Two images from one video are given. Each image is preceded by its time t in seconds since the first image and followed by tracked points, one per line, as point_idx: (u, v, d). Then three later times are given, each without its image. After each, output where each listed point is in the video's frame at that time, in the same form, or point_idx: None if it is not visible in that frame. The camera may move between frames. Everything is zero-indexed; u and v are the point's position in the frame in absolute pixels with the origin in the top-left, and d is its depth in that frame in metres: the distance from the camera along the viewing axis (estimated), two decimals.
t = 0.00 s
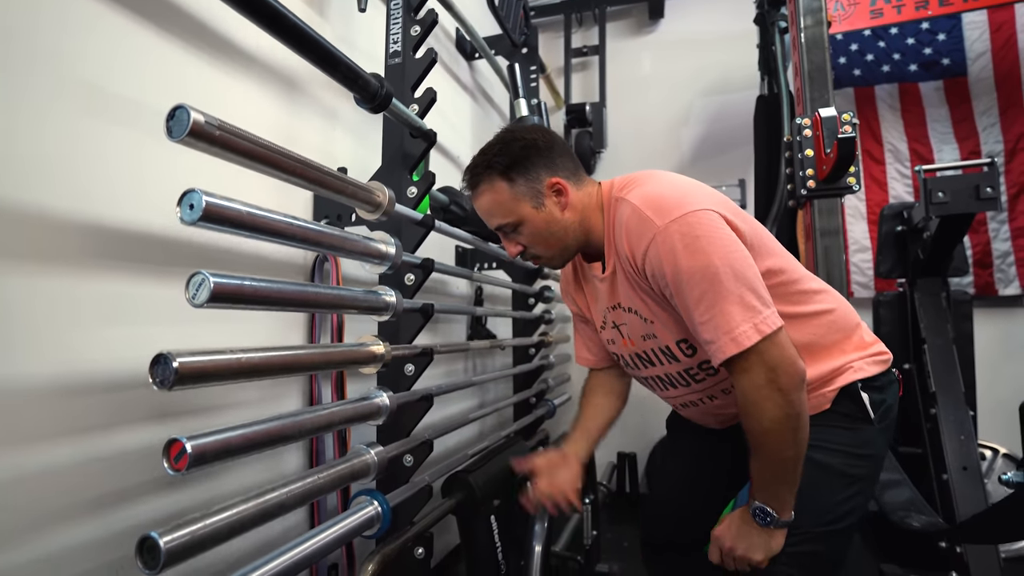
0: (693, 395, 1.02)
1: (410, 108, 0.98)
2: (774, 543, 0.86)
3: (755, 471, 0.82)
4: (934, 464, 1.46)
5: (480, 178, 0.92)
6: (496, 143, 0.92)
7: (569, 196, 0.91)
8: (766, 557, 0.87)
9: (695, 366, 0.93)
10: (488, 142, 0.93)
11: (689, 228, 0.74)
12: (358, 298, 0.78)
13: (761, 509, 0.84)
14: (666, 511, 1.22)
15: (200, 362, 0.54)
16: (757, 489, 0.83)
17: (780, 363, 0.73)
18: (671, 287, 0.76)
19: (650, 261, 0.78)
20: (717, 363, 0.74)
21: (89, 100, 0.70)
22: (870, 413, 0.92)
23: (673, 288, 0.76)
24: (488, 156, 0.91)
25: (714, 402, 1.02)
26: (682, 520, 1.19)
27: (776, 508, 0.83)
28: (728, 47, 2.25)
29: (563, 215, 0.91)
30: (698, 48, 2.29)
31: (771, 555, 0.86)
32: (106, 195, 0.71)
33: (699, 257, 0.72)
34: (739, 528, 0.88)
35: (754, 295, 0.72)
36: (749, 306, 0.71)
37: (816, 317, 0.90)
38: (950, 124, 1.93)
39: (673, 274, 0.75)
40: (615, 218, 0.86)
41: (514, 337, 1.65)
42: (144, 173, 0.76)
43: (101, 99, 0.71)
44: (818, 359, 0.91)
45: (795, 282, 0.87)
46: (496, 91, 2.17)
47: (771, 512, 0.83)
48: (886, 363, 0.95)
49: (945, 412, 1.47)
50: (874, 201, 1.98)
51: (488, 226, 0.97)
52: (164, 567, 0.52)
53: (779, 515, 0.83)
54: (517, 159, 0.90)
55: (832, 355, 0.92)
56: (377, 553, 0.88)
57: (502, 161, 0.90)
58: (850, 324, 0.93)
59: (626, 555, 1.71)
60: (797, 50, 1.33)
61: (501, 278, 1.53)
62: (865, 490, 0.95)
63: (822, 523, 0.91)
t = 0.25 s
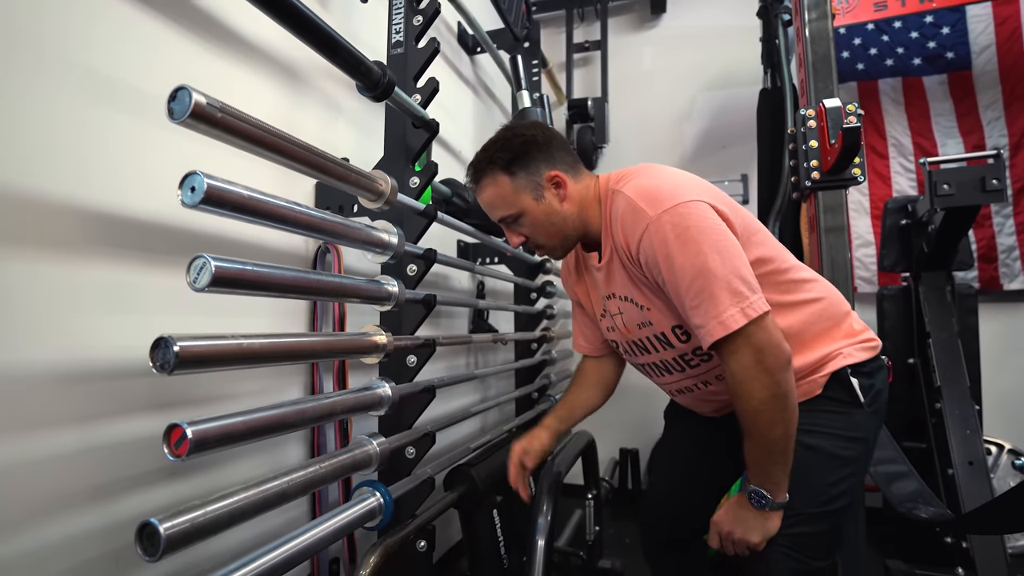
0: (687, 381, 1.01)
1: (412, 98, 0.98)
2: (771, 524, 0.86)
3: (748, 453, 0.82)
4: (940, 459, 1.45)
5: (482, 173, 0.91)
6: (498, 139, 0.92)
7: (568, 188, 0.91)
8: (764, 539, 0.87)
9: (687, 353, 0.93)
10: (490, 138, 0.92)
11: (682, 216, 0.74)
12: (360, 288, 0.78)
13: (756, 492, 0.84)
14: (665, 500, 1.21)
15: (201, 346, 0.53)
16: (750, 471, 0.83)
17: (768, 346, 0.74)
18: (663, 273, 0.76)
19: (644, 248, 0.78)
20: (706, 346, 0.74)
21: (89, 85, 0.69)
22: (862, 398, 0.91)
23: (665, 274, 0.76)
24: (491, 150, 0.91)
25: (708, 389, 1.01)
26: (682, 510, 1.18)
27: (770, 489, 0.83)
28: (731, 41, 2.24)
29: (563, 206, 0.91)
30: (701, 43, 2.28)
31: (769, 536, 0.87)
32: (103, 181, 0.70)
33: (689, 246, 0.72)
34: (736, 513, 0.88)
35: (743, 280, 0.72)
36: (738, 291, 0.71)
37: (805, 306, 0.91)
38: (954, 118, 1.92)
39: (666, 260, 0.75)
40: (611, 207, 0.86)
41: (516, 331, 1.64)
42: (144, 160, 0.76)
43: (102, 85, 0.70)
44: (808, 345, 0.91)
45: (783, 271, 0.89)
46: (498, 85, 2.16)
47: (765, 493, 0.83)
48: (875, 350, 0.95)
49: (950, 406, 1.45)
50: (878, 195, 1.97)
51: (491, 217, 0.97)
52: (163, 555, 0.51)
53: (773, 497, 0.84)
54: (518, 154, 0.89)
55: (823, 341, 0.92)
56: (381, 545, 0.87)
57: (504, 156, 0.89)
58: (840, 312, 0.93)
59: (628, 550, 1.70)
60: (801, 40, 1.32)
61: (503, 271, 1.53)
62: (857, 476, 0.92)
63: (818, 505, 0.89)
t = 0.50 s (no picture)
0: (680, 365, 1.00)
1: (415, 90, 0.96)
2: (758, 493, 0.89)
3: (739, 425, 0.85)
4: (947, 457, 1.44)
5: (498, 146, 0.89)
6: (512, 118, 0.91)
7: (577, 169, 0.91)
8: (751, 508, 0.89)
9: (682, 337, 0.92)
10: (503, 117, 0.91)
11: (689, 204, 0.76)
12: (363, 279, 0.77)
13: (743, 462, 0.87)
14: (660, 489, 1.17)
15: (201, 336, 0.52)
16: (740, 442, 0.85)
17: (770, 326, 0.76)
18: (671, 257, 0.78)
19: (651, 234, 0.80)
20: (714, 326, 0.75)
21: (90, 74, 0.68)
22: (842, 385, 0.94)
23: (673, 258, 0.77)
24: (505, 127, 0.90)
25: (701, 373, 1.00)
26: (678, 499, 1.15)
27: (757, 460, 0.85)
28: (734, 37, 2.23)
29: (571, 186, 0.91)
30: (705, 40, 2.26)
31: (756, 505, 0.89)
32: (104, 171, 0.69)
33: (700, 232, 0.74)
34: (725, 484, 0.91)
35: (748, 264, 0.74)
36: (744, 273, 0.73)
37: (790, 296, 0.95)
38: (960, 114, 1.91)
39: (674, 245, 0.76)
40: (615, 194, 0.87)
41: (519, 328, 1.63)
42: (145, 151, 0.75)
43: (104, 74, 0.70)
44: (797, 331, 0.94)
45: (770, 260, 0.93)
46: (500, 81, 2.15)
47: (752, 464, 0.86)
48: (854, 340, 0.99)
49: (957, 403, 1.44)
50: (882, 192, 1.96)
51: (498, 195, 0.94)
52: (162, 549, 0.50)
53: (760, 467, 0.86)
54: (532, 132, 0.89)
55: (807, 331, 0.96)
56: (382, 542, 0.86)
57: (519, 132, 0.88)
58: (822, 304, 0.98)
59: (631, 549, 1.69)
60: (807, 34, 1.30)
61: (506, 268, 1.52)
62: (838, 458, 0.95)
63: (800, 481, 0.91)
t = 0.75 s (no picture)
0: (686, 362, 0.99)
1: (417, 82, 0.95)
2: (750, 478, 0.90)
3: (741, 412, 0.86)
4: (955, 455, 1.43)
5: (509, 140, 0.85)
6: (522, 112, 0.90)
7: (588, 165, 0.90)
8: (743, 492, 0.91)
9: (692, 333, 0.92)
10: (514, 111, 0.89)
11: (704, 191, 0.78)
12: (364, 272, 0.75)
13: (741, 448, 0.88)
14: (664, 485, 1.15)
15: (198, 327, 0.51)
16: (740, 428, 0.86)
17: (787, 314, 0.77)
18: (687, 245, 0.78)
19: (667, 222, 0.80)
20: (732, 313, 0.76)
21: (86, 61, 0.66)
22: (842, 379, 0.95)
23: (690, 246, 0.78)
24: (517, 119, 0.87)
25: (707, 371, 0.99)
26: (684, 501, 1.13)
27: (755, 447, 0.87)
28: (738, 33, 2.21)
29: (582, 181, 0.89)
30: (708, 35, 2.24)
31: (748, 490, 0.90)
32: (101, 160, 0.68)
33: (719, 217, 0.75)
34: (719, 467, 0.91)
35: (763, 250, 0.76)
36: (761, 259, 0.75)
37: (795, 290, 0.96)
38: (966, 109, 1.89)
39: (691, 232, 0.77)
40: (626, 187, 0.88)
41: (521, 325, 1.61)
42: (143, 141, 0.73)
43: (101, 62, 0.68)
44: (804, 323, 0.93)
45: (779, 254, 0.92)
46: (502, 77, 2.13)
47: (749, 451, 0.87)
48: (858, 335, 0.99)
49: (965, 401, 1.42)
50: (888, 187, 1.94)
51: (506, 192, 0.90)
52: (158, 546, 0.49)
53: (757, 454, 0.87)
54: (545, 125, 0.87)
55: (814, 324, 0.96)
56: (384, 540, 0.84)
57: (533, 125, 0.86)
58: (826, 297, 0.98)
59: (634, 547, 1.68)
60: (814, 26, 1.29)
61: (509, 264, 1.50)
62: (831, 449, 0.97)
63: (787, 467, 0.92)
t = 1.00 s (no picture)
0: (712, 369, 0.99)
1: (423, 72, 0.94)
2: (779, 484, 0.89)
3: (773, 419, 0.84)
4: (964, 452, 1.42)
5: (534, 148, 0.82)
6: (541, 117, 0.85)
7: (611, 172, 0.88)
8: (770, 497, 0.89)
9: (723, 340, 0.92)
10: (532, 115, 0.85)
11: (743, 207, 0.75)
12: (371, 264, 0.74)
13: (774, 455, 0.86)
14: (669, 480, 1.13)
15: (201, 313, 0.50)
16: (773, 435, 0.85)
17: (826, 329, 0.77)
18: (726, 265, 0.76)
19: (704, 240, 0.78)
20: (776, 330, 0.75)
21: (86, 46, 0.65)
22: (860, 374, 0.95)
23: (730, 265, 0.76)
24: (539, 125, 0.83)
25: (731, 375, 1.00)
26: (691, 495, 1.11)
27: (787, 455, 0.85)
28: (743, 28, 2.19)
29: (606, 191, 0.87)
30: (712, 31, 2.23)
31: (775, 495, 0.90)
32: (103, 148, 0.67)
33: (758, 236, 0.73)
34: (750, 472, 0.89)
35: (802, 265, 0.75)
36: (803, 276, 0.74)
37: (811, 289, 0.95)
38: (974, 104, 1.89)
39: (731, 252, 0.75)
40: (653, 199, 0.85)
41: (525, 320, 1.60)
42: (144, 129, 0.72)
43: (102, 47, 0.67)
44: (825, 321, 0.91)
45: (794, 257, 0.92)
46: (505, 73, 2.12)
47: (783, 458, 0.86)
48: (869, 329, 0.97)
49: (975, 397, 1.40)
50: (895, 183, 1.94)
51: (525, 204, 0.86)
52: (161, 536, 0.48)
53: (789, 461, 0.86)
54: (569, 130, 0.84)
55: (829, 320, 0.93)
56: (390, 535, 0.83)
57: (557, 132, 0.82)
58: (836, 291, 0.97)
59: (639, 545, 1.66)
60: (822, 18, 1.28)
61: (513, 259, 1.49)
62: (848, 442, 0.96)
63: (814, 468, 0.92)
